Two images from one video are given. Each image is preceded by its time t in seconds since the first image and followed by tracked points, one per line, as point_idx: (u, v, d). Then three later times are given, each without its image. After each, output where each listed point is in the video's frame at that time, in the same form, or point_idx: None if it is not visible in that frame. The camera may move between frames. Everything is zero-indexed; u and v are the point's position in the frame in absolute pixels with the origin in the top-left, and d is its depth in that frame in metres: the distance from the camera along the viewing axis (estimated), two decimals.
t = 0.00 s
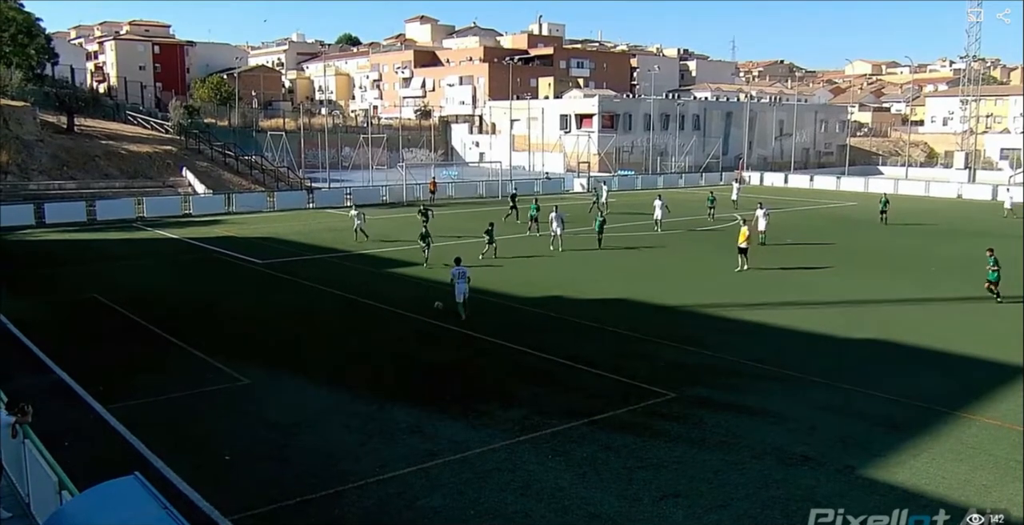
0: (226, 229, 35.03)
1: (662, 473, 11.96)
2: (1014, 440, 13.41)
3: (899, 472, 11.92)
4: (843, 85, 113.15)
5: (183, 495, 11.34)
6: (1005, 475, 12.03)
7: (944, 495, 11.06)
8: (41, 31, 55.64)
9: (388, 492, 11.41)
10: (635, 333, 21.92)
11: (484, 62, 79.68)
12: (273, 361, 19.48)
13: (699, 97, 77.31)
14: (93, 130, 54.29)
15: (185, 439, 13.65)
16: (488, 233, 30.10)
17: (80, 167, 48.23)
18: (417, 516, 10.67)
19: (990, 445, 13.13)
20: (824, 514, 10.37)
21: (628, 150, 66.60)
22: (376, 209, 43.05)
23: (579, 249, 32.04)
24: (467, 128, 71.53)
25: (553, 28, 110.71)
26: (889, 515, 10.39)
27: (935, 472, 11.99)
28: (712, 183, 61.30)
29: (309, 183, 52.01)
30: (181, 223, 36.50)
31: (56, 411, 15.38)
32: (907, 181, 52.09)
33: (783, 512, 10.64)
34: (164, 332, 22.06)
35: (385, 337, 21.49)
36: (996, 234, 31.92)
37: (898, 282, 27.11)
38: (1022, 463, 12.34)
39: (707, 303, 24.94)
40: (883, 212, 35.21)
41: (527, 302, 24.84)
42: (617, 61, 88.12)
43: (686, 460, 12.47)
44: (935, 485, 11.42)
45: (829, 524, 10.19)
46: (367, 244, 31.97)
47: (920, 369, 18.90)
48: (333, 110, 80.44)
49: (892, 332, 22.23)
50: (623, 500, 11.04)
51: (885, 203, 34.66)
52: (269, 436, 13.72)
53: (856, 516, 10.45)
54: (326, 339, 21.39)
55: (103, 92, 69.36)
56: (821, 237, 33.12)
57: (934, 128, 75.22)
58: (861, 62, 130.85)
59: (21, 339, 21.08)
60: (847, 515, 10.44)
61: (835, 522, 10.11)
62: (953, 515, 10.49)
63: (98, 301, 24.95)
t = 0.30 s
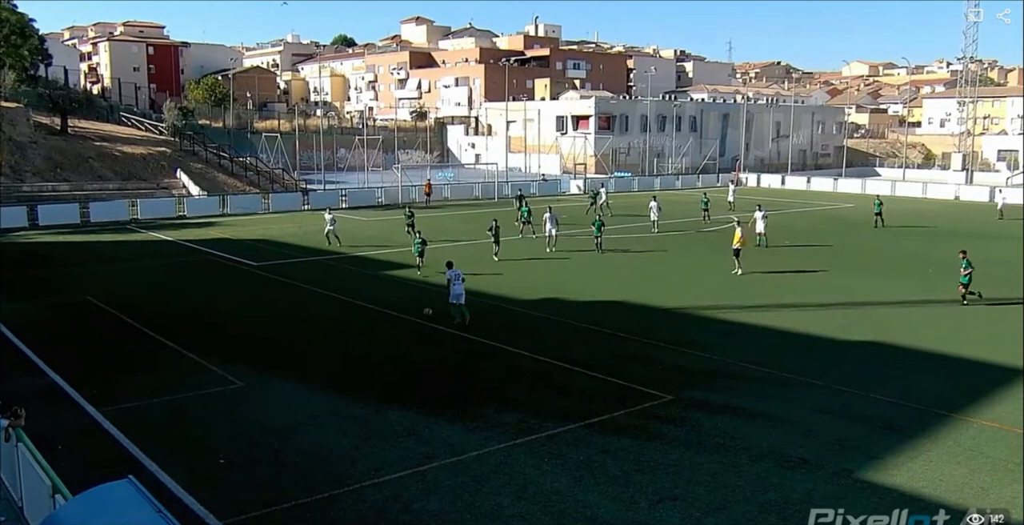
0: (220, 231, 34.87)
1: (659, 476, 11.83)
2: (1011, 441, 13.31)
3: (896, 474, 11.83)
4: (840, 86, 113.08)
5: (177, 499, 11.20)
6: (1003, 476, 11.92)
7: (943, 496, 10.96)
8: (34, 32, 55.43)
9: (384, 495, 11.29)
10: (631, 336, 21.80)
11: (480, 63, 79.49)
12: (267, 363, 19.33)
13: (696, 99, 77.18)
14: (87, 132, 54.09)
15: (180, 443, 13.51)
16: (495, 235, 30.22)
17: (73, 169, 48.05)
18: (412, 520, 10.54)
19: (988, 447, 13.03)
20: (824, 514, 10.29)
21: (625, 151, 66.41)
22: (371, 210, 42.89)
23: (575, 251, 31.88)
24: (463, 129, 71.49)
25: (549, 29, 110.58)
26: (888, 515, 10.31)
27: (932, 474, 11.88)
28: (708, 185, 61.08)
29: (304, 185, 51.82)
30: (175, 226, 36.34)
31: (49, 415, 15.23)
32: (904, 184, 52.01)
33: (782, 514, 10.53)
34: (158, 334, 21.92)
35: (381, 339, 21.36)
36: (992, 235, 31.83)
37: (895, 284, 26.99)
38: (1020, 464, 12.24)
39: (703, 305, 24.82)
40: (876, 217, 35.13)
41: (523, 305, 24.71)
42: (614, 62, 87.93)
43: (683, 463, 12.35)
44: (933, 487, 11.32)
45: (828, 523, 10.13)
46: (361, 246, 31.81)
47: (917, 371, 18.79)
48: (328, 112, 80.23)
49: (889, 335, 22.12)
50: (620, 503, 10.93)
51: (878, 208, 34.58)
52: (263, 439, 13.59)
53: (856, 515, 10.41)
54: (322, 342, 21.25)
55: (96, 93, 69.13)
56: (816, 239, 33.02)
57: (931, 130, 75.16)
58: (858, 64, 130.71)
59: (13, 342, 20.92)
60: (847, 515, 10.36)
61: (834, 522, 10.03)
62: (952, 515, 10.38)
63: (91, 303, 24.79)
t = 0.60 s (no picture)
0: (210, 234, 34.51)
1: (656, 482, 11.53)
2: (1008, 445, 13.03)
3: (897, 479, 11.54)
4: (835, 89, 112.89)
5: (168, 507, 10.87)
6: (1001, 479, 11.63)
7: (945, 500, 10.67)
8: (23, 34, 55.04)
9: (377, 502, 10.98)
10: (627, 340, 21.51)
11: (474, 65, 79.18)
12: (258, 368, 19.02)
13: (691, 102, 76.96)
14: (76, 134, 53.70)
15: (168, 449, 13.19)
16: (495, 235, 30.08)
17: (62, 172, 47.69)
18: None
19: (987, 451, 12.75)
20: (824, 515, 10.00)
21: (620, 154, 66.33)
22: (363, 214, 42.57)
23: (568, 255, 31.60)
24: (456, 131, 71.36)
25: (544, 31, 110.27)
26: (890, 517, 10.03)
27: (932, 479, 11.59)
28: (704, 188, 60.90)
29: (296, 188, 51.47)
30: (165, 229, 36.00)
31: (36, 421, 14.90)
32: (901, 186, 51.79)
33: (783, 519, 10.22)
34: (148, 339, 21.60)
35: (374, 344, 21.08)
36: (990, 238, 31.61)
37: (891, 287, 26.71)
38: (1018, 467, 11.95)
39: (699, 309, 24.53)
40: (869, 221, 34.89)
41: (517, 309, 24.43)
42: (609, 65, 87.74)
43: (680, 469, 12.06)
44: (934, 492, 11.03)
45: (829, 523, 9.83)
46: (353, 251, 31.47)
47: (915, 375, 18.51)
48: (320, 114, 79.93)
49: (887, 338, 21.86)
50: (617, 509, 10.62)
51: (871, 212, 34.35)
52: (255, 446, 13.26)
53: (855, 516, 10.16)
54: (314, 346, 20.94)
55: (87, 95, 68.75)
56: (811, 243, 32.76)
57: (928, 133, 74.99)
58: (854, 67, 130.59)
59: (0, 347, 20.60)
60: (847, 516, 10.08)
61: (834, 522, 9.74)
62: (955, 519, 10.09)
63: (80, 308, 24.48)
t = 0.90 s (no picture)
0: (210, 235, 34.49)
1: (656, 482, 11.53)
2: (1008, 445, 13.03)
3: (897, 479, 11.53)
4: (835, 89, 112.91)
5: (168, 507, 10.87)
6: (1001, 478, 11.63)
7: (945, 500, 10.68)
8: (23, 34, 55.04)
9: (377, 502, 10.97)
10: (627, 340, 21.50)
11: (474, 65, 79.19)
12: (259, 369, 19.01)
13: (691, 102, 76.97)
14: (76, 134, 53.68)
15: (169, 450, 13.18)
16: (495, 235, 30.09)
17: (62, 172, 47.70)
18: None
19: (986, 452, 12.75)
20: (824, 515, 10.01)
21: (620, 154, 66.34)
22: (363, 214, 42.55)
23: (568, 255, 31.59)
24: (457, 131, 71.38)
25: (544, 30, 110.24)
26: (889, 516, 10.03)
27: (931, 479, 11.60)
28: (704, 188, 60.93)
29: (296, 188, 51.45)
30: (165, 229, 35.97)
31: (35, 421, 14.90)
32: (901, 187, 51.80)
33: (782, 519, 10.22)
34: (147, 339, 21.60)
35: (374, 344, 21.08)
36: (990, 238, 31.61)
37: (891, 288, 26.71)
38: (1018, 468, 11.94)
39: (700, 309, 24.52)
40: (868, 221, 34.89)
41: (517, 309, 24.43)
42: (609, 65, 87.76)
43: (679, 469, 12.06)
44: (933, 492, 11.02)
45: (828, 523, 9.83)
46: (353, 251, 31.45)
47: (915, 376, 18.50)
48: (320, 114, 79.94)
49: (887, 338, 21.85)
50: (616, 509, 10.62)
51: (870, 213, 34.34)
52: (254, 446, 13.27)
53: (855, 516, 10.16)
54: (314, 346, 20.93)
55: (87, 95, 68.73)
56: (811, 243, 32.75)
57: (928, 132, 74.99)
58: (855, 67, 130.73)
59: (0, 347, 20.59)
60: (847, 516, 10.09)
61: (834, 522, 9.74)
62: (954, 518, 10.09)
63: (80, 308, 24.48)
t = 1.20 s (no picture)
0: (210, 235, 34.49)
1: (656, 483, 11.52)
2: (1009, 445, 13.02)
3: (896, 478, 11.54)
4: (836, 88, 112.86)
5: (169, 507, 10.86)
6: (1001, 478, 11.62)
7: (945, 501, 10.68)
8: (22, 34, 55.06)
9: (377, 502, 10.97)
10: (627, 340, 21.50)
11: (474, 65, 79.19)
12: (259, 369, 18.99)
13: (691, 102, 76.96)
14: (76, 134, 53.67)
15: (170, 449, 13.20)
16: (495, 235, 30.08)
17: (62, 172, 47.70)
18: None
19: (986, 452, 12.75)
20: (824, 515, 10.02)
21: (620, 154, 66.34)
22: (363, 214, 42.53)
23: (568, 255, 31.58)
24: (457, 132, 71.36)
25: (544, 30, 110.23)
26: (889, 516, 10.04)
27: (931, 479, 11.60)
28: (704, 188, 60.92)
29: (296, 188, 51.44)
30: (165, 229, 35.95)
31: (35, 421, 14.89)
32: (901, 187, 51.78)
33: (782, 519, 10.22)
34: (147, 340, 21.60)
35: (374, 344, 21.07)
36: (990, 238, 31.60)
37: (891, 288, 26.69)
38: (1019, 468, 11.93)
39: (700, 310, 24.52)
40: (868, 220, 34.87)
41: (517, 309, 24.42)
42: (609, 65, 87.75)
43: (679, 469, 12.05)
44: (932, 492, 11.01)
45: (828, 523, 9.83)
46: (353, 250, 31.44)
47: (915, 376, 18.51)
48: (320, 114, 79.93)
49: (887, 338, 21.84)
50: (616, 509, 10.62)
51: (870, 213, 34.32)
52: (254, 446, 13.26)
53: (855, 516, 10.15)
54: (313, 347, 20.93)
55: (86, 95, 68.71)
56: (811, 243, 32.75)
57: (928, 132, 74.95)
58: (855, 66, 130.78)
59: None
60: (847, 516, 10.08)
61: (834, 522, 9.74)
62: (954, 518, 10.09)
63: (80, 308, 24.48)
